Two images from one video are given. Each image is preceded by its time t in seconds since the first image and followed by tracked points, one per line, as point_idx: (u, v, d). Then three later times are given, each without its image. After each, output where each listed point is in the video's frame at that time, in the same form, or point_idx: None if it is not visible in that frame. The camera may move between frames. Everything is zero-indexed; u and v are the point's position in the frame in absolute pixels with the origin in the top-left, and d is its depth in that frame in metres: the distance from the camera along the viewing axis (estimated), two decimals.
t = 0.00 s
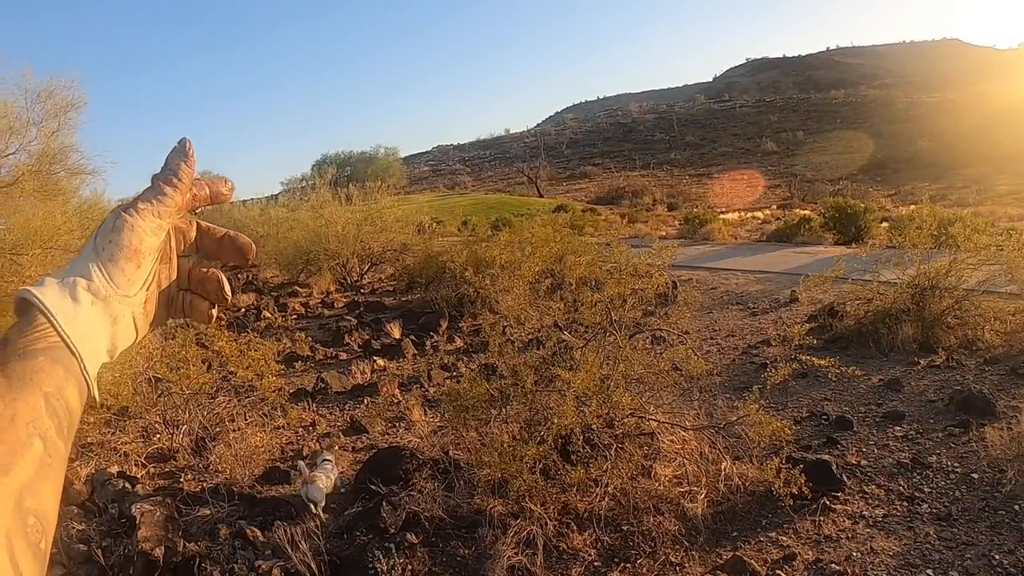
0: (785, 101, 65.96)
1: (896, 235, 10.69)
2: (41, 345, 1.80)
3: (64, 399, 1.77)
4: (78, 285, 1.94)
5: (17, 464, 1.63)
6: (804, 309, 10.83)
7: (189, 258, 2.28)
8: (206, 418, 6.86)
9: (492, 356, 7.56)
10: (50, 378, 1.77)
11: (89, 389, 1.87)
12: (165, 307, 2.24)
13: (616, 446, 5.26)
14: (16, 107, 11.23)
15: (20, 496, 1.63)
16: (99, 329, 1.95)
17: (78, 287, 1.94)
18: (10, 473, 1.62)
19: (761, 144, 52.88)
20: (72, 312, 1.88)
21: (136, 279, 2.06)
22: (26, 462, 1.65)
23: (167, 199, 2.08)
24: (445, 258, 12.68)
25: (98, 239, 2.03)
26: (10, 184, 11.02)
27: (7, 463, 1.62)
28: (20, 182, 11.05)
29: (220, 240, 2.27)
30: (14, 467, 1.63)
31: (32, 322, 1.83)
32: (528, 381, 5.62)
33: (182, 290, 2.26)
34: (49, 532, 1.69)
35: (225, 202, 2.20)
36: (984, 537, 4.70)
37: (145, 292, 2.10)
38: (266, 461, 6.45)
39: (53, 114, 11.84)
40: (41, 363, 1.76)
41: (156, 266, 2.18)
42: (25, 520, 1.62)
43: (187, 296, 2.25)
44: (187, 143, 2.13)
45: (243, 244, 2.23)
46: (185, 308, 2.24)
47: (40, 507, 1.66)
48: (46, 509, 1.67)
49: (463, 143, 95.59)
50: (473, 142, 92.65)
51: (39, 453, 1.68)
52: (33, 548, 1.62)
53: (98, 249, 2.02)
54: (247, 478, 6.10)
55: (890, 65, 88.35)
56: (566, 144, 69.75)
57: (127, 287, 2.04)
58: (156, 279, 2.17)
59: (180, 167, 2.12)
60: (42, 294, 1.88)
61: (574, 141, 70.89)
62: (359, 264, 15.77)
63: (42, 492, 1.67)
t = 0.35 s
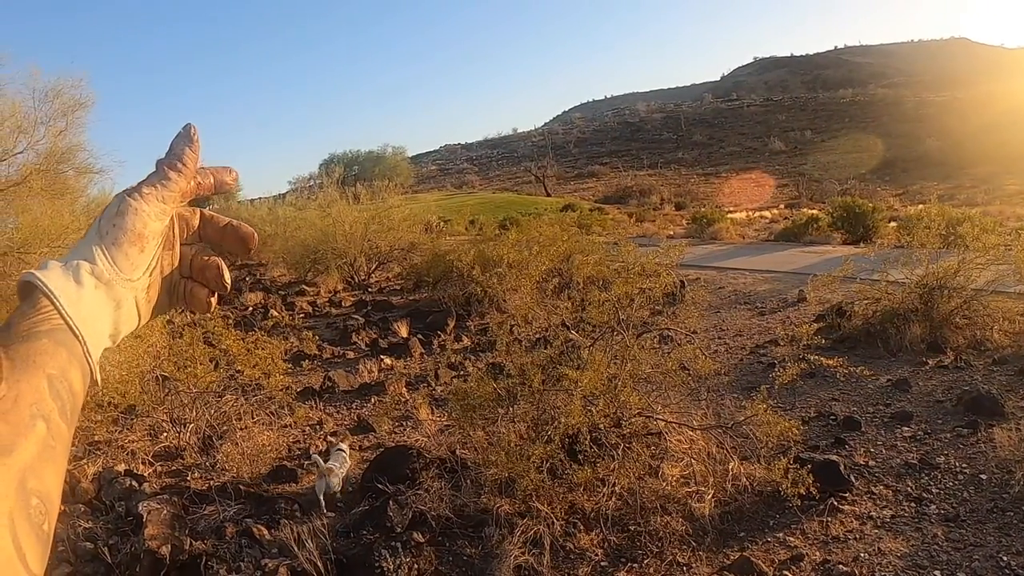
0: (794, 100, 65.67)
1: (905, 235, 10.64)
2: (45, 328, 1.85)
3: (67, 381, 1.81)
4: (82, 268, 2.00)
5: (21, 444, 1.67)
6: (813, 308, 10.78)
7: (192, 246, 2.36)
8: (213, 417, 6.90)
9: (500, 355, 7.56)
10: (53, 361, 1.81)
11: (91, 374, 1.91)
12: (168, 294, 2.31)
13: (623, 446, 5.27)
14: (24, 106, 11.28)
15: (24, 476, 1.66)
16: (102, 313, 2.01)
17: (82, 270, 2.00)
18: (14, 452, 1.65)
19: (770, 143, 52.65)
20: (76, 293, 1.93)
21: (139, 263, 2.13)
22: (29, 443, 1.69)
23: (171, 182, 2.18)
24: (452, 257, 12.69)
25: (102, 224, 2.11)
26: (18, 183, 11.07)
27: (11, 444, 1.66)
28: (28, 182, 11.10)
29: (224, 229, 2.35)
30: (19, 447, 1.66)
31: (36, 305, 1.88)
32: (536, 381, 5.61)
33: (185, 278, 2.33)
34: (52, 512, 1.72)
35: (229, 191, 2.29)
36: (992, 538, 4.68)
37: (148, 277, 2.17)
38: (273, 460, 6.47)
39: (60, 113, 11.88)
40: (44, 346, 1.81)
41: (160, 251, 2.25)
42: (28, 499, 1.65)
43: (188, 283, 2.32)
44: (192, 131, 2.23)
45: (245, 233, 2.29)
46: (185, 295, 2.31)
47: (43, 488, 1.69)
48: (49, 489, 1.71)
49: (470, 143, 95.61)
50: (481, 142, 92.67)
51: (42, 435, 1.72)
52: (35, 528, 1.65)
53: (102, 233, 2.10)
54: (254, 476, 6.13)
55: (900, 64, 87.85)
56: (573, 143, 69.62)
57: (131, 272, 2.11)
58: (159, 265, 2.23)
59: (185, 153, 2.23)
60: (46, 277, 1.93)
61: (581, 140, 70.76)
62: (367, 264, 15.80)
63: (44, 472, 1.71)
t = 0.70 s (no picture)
0: (803, 99, 65.45)
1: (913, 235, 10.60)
2: (51, 322, 1.83)
3: (73, 374, 1.79)
4: (87, 261, 2.01)
5: (28, 435, 1.63)
6: (820, 308, 10.75)
7: (197, 238, 2.35)
8: (221, 416, 6.94)
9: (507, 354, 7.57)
10: (59, 354, 1.79)
11: (97, 367, 1.89)
12: (174, 286, 2.31)
13: (630, 445, 5.27)
14: (32, 105, 11.36)
15: (32, 468, 1.62)
16: (109, 305, 2.00)
17: (88, 263, 2.00)
18: (21, 445, 1.62)
19: (778, 142, 52.49)
20: (82, 286, 1.93)
21: (144, 256, 2.14)
22: (36, 436, 1.65)
23: (175, 175, 2.19)
24: (460, 256, 12.72)
25: (107, 217, 2.12)
26: (27, 182, 11.16)
27: (17, 436, 1.62)
28: (37, 180, 11.18)
29: (228, 220, 2.33)
30: (25, 439, 1.63)
31: (41, 299, 1.87)
32: (543, 380, 5.61)
33: (189, 269, 2.32)
34: (61, 508, 1.67)
35: (234, 183, 2.27)
36: (999, 540, 4.67)
37: (153, 269, 2.17)
38: (281, 458, 6.51)
39: (69, 112, 11.95)
40: (50, 340, 1.79)
41: (165, 243, 2.25)
42: (37, 491, 1.60)
43: (194, 275, 2.31)
44: (195, 122, 2.23)
45: (250, 224, 2.26)
46: (191, 287, 2.30)
47: (51, 480, 1.65)
48: (58, 483, 1.66)
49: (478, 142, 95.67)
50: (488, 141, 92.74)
51: (50, 427, 1.68)
52: (44, 521, 1.60)
53: (107, 226, 2.10)
54: (262, 474, 6.17)
55: (909, 63, 87.39)
56: (581, 142, 69.56)
57: (136, 264, 2.11)
58: (165, 257, 2.24)
59: (187, 145, 2.22)
60: (52, 270, 1.91)
61: (589, 139, 70.70)
62: (374, 263, 15.84)
63: (52, 465, 1.66)
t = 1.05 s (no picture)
0: (807, 100, 65.34)
1: (918, 236, 10.59)
2: (54, 321, 1.83)
3: (76, 372, 1.79)
4: (89, 261, 2.00)
5: (31, 433, 1.65)
6: (824, 309, 10.74)
7: (198, 238, 2.34)
8: (224, 415, 6.96)
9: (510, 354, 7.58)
10: (61, 352, 1.79)
11: (100, 365, 1.89)
12: (175, 287, 2.30)
13: (633, 446, 5.27)
14: (37, 105, 11.41)
15: (35, 464, 1.64)
16: (110, 305, 1.99)
17: (90, 263, 2.00)
18: (24, 441, 1.63)
19: (783, 143, 52.41)
20: (83, 286, 1.92)
21: (146, 255, 2.12)
22: (39, 433, 1.66)
23: (175, 176, 2.18)
24: (463, 257, 12.73)
25: (108, 217, 2.11)
26: (31, 181, 11.20)
27: (21, 434, 1.63)
28: (41, 180, 11.23)
29: (228, 221, 2.31)
30: (28, 436, 1.64)
31: (44, 299, 1.87)
32: (547, 380, 5.61)
33: (190, 269, 2.31)
34: (65, 501, 1.69)
35: (234, 184, 2.26)
36: (1002, 542, 4.65)
37: (155, 269, 2.15)
38: (284, 458, 6.53)
39: (73, 112, 12.00)
40: (53, 338, 1.79)
41: (166, 243, 2.24)
42: (39, 487, 1.62)
43: (194, 275, 2.30)
44: (195, 123, 2.21)
45: (250, 224, 2.24)
46: (192, 287, 2.29)
47: (54, 477, 1.66)
48: (61, 479, 1.68)
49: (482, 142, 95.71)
50: (492, 142, 92.77)
51: (52, 424, 1.69)
52: (46, 517, 1.63)
53: (108, 227, 2.09)
54: (265, 474, 6.18)
55: (914, 64, 87.18)
56: (585, 143, 69.56)
57: (137, 264, 2.10)
58: (166, 257, 2.22)
59: (187, 146, 2.20)
60: (54, 271, 1.91)
61: (593, 140, 70.69)
62: (378, 263, 15.86)
63: (56, 461, 1.68)
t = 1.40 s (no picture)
0: (810, 101, 65.30)
1: (920, 238, 10.58)
2: (58, 323, 1.84)
3: (79, 373, 1.80)
4: (92, 263, 1.99)
5: (34, 433, 1.66)
6: (827, 311, 10.73)
7: (201, 242, 2.34)
8: (227, 416, 6.97)
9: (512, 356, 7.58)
10: (65, 354, 1.80)
11: (104, 367, 1.89)
12: (177, 290, 2.29)
13: (635, 448, 5.26)
14: (40, 106, 11.48)
15: (39, 465, 1.65)
16: (113, 306, 1.98)
17: (93, 264, 1.99)
18: (29, 442, 1.65)
19: (785, 144, 52.37)
20: (86, 287, 1.91)
21: (149, 258, 2.11)
22: (42, 433, 1.68)
23: (178, 179, 2.18)
24: (466, 258, 12.74)
25: (111, 220, 2.10)
26: (34, 182, 11.23)
27: (24, 434, 1.65)
28: (44, 181, 11.26)
29: (231, 224, 2.31)
30: (32, 437, 1.65)
31: (48, 300, 1.87)
32: (548, 381, 5.62)
33: (192, 272, 2.32)
34: (67, 499, 1.71)
35: (237, 187, 2.26)
36: (1003, 544, 4.65)
37: (157, 272, 2.15)
38: (286, 459, 6.54)
39: (76, 113, 12.04)
40: (57, 340, 1.80)
41: (169, 246, 2.23)
42: (43, 487, 1.64)
43: (197, 278, 2.31)
44: (198, 127, 2.22)
45: (253, 228, 2.26)
46: (195, 290, 2.30)
47: (57, 476, 1.68)
48: (64, 478, 1.70)
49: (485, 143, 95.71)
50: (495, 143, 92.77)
51: (55, 426, 1.70)
52: (50, 517, 1.64)
53: (112, 229, 2.09)
54: (267, 475, 6.19)
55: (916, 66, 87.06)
56: (588, 145, 69.59)
57: (140, 266, 2.09)
58: (169, 259, 2.22)
59: (190, 149, 2.22)
60: (58, 273, 1.91)
61: (596, 141, 70.70)
62: (381, 264, 15.87)
63: (59, 461, 1.70)
